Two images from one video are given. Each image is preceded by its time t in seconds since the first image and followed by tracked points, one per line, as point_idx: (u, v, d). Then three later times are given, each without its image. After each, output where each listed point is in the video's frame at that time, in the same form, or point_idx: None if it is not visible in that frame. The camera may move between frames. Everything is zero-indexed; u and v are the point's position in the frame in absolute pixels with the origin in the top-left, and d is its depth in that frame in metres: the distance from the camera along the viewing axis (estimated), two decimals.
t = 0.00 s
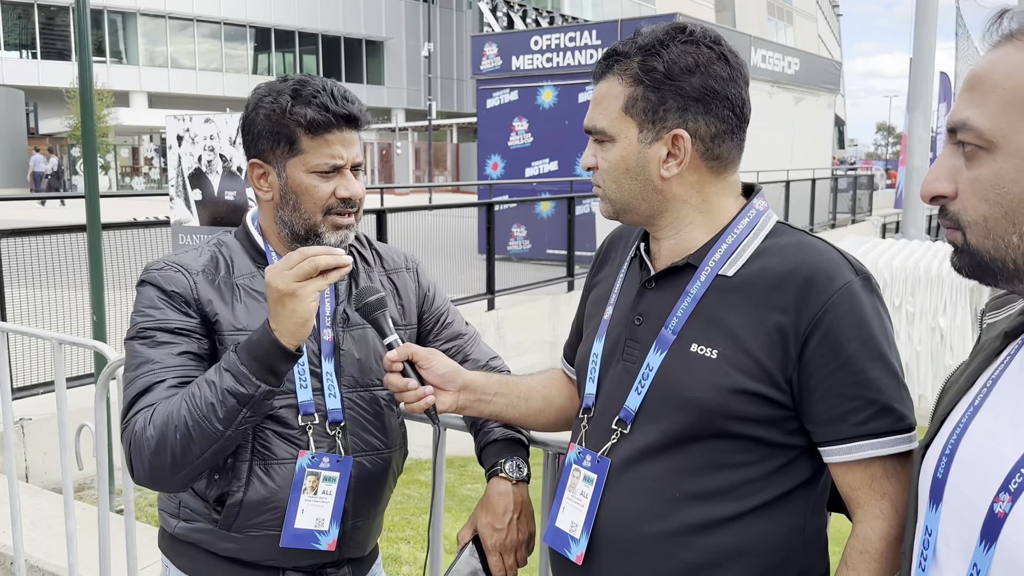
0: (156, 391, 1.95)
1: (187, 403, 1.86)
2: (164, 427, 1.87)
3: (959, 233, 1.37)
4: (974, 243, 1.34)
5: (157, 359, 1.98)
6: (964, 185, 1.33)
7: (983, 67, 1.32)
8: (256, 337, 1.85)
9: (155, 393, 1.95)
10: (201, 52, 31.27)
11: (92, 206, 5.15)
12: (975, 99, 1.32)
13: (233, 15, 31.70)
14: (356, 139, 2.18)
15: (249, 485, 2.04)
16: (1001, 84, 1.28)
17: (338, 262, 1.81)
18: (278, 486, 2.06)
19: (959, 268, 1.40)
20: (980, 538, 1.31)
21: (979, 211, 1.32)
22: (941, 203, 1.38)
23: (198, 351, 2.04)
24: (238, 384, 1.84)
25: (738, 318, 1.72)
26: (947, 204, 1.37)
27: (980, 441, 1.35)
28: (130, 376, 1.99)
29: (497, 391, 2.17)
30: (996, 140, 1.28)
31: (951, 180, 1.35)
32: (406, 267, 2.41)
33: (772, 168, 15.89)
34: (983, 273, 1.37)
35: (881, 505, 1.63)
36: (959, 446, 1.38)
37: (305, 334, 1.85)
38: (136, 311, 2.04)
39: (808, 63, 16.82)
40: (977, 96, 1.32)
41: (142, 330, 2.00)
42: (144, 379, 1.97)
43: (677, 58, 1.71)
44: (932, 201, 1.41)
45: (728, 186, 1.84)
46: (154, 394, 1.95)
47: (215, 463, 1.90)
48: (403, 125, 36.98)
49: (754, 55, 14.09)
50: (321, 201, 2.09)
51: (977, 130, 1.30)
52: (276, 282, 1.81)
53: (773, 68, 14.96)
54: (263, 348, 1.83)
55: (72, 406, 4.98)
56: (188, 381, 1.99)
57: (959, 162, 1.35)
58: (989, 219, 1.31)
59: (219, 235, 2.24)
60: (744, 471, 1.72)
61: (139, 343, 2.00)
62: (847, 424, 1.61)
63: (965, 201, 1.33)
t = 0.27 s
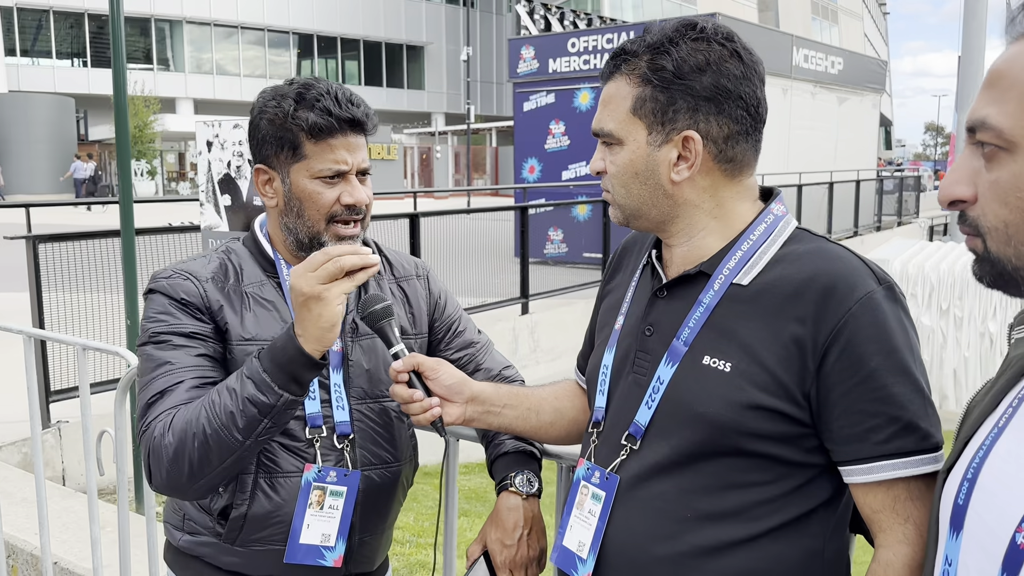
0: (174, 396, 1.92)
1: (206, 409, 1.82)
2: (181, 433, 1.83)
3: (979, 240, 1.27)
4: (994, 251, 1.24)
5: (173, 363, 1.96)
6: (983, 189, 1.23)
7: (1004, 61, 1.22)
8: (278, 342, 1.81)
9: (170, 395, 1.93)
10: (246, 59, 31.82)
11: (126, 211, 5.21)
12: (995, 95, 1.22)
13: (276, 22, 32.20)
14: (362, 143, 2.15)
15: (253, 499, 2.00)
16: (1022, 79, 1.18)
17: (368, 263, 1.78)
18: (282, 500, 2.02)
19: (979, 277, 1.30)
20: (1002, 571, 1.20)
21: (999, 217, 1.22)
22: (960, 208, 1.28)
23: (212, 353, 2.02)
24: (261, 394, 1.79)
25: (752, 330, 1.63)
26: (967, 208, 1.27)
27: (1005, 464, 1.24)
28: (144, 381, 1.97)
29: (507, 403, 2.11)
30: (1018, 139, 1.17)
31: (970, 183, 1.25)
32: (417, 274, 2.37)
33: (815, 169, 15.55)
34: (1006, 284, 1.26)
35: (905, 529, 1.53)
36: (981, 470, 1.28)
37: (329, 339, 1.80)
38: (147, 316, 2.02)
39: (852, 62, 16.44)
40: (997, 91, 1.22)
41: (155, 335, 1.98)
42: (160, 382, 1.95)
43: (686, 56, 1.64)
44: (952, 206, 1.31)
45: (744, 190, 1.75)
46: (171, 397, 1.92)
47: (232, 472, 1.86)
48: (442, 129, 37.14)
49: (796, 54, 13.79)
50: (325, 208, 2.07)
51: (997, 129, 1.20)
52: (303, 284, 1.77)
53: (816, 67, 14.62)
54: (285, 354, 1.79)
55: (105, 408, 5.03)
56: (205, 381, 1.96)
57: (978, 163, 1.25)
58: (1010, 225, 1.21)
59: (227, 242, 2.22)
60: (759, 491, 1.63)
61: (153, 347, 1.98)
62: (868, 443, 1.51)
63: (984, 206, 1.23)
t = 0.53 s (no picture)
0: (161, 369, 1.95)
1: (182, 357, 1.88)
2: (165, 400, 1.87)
3: (977, 254, 1.22)
4: (991, 264, 1.19)
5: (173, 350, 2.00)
6: (980, 201, 1.19)
7: (1001, 67, 1.18)
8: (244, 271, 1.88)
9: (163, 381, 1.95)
10: (287, 65, 32.30)
11: (159, 217, 5.30)
12: (991, 102, 1.18)
13: (316, 28, 32.63)
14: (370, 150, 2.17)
15: (258, 512, 2.01)
16: (1018, 84, 1.14)
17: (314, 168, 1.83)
18: (286, 514, 2.01)
19: (978, 292, 1.25)
20: None
21: (995, 230, 1.18)
22: (957, 219, 1.24)
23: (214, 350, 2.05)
24: (227, 341, 1.85)
25: (758, 342, 1.58)
26: (965, 221, 1.23)
27: (1012, 488, 1.22)
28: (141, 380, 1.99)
29: (513, 413, 2.08)
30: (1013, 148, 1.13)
31: (967, 195, 1.21)
32: (428, 282, 2.36)
33: (856, 172, 15.23)
34: (1006, 300, 1.21)
35: (915, 551, 1.47)
36: (986, 494, 1.26)
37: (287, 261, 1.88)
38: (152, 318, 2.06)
39: (895, 63, 16.08)
40: (993, 97, 1.18)
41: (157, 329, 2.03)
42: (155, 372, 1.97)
43: (691, 61, 1.61)
44: (949, 218, 1.26)
45: (752, 198, 1.70)
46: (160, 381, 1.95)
47: (211, 438, 1.87)
48: (479, 133, 37.26)
49: (836, 55, 13.52)
50: (334, 214, 2.08)
51: (992, 138, 1.16)
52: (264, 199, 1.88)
53: (857, 68, 14.31)
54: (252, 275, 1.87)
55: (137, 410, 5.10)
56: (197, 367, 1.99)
57: (975, 173, 1.21)
58: (1006, 238, 1.16)
59: (235, 251, 2.22)
60: (765, 508, 1.58)
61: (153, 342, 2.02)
62: (877, 461, 1.46)
63: (981, 218, 1.19)
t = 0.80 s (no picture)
0: (147, 438, 1.97)
1: (167, 463, 1.89)
2: (143, 487, 1.90)
3: (971, 259, 1.23)
4: (985, 270, 1.21)
5: (155, 406, 1.99)
6: (974, 205, 1.21)
7: (994, 71, 1.20)
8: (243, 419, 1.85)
9: (148, 438, 1.97)
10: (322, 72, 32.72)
11: (188, 222, 5.40)
12: (983, 107, 1.20)
13: (352, 35, 33.03)
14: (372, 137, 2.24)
15: (265, 517, 2.04)
16: (1009, 88, 1.16)
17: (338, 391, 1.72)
18: (295, 519, 2.05)
19: (973, 298, 1.27)
20: None
21: (988, 234, 1.19)
22: (952, 224, 1.25)
23: (206, 391, 2.06)
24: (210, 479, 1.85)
25: (758, 347, 1.56)
26: (959, 226, 1.24)
27: (1012, 501, 1.20)
28: (131, 412, 2.01)
29: (519, 418, 2.09)
30: (1005, 151, 1.15)
31: (961, 199, 1.23)
32: (438, 287, 2.38)
33: (892, 175, 14.96)
34: (1001, 307, 1.22)
35: (917, 562, 1.44)
36: (984, 507, 1.23)
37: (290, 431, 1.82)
38: (149, 342, 2.06)
39: (933, 64, 15.79)
40: (985, 102, 1.19)
41: (150, 367, 2.01)
42: (142, 421, 1.98)
43: (690, 64, 1.60)
44: (944, 223, 1.28)
45: (754, 202, 1.69)
46: (145, 441, 1.97)
47: (184, 528, 1.95)
48: (511, 138, 37.34)
49: (871, 57, 13.29)
50: (344, 202, 2.15)
51: (984, 142, 1.18)
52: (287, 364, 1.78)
53: (893, 69, 14.05)
54: (246, 439, 1.82)
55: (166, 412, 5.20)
56: (183, 430, 2.00)
57: (968, 177, 1.22)
58: (1000, 242, 1.18)
59: (242, 258, 2.25)
60: (765, 515, 1.56)
61: (147, 378, 2.02)
62: (877, 469, 1.43)
63: (974, 222, 1.21)
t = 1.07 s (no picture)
0: (169, 458, 2.03)
1: (193, 499, 1.96)
2: (166, 507, 1.99)
3: (995, 265, 1.20)
4: (1011, 277, 1.17)
5: (171, 422, 2.04)
6: (999, 210, 1.17)
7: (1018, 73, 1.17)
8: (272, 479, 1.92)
9: (166, 455, 2.04)
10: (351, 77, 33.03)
11: (216, 226, 5.47)
12: (1009, 108, 1.17)
13: (380, 41, 33.31)
14: (388, 145, 2.25)
15: (281, 526, 2.04)
16: None
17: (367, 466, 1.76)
18: (311, 528, 2.05)
19: (998, 306, 1.23)
20: None
21: (1013, 240, 1.16)
22: (976, 229, 1.22)
23: (220, 405, 2.08)
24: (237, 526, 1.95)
25: (777, 354, 1.53)
26: (984, 231, 1.21)
27: None
28: (150, 422, 2.06)
29: (535, 424, 2.08)
30: None
31: (986, 204, 1.19)
32: (456, 291, 2.38)
33: (925, 179, 14.72)
34: None
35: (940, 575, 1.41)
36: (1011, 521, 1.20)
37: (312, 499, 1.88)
38: (166, 351, 2.09)
39: (967, 66, 15.53)
40: (1011, 104, 1.17)
41: (167, 379, 2.05)
42: (158, 435, 2.04)
43: (707, 67, 1.59)
44: (967, 228, 1.24)
45: (773, 207, 1.66)
46: (165, 457, 2.04)
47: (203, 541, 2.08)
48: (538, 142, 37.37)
49: (902, 59, 13.09)
50: (358, 212, 2.17)
51: (1010, 145, 1.15)
52: (321, 439, 1.84)
53: (925, 72, 13.82)
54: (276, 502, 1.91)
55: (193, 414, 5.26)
56: (199, 449, 2.06)
57: (994, 182, 1.19)
58: None
59: (259, 265, 2.27)
60: (784, 526, 1.54)
61: (164, 390, 2.06)
62: (899, 479, 1.40)
63: (1000, 228, 1.18)
